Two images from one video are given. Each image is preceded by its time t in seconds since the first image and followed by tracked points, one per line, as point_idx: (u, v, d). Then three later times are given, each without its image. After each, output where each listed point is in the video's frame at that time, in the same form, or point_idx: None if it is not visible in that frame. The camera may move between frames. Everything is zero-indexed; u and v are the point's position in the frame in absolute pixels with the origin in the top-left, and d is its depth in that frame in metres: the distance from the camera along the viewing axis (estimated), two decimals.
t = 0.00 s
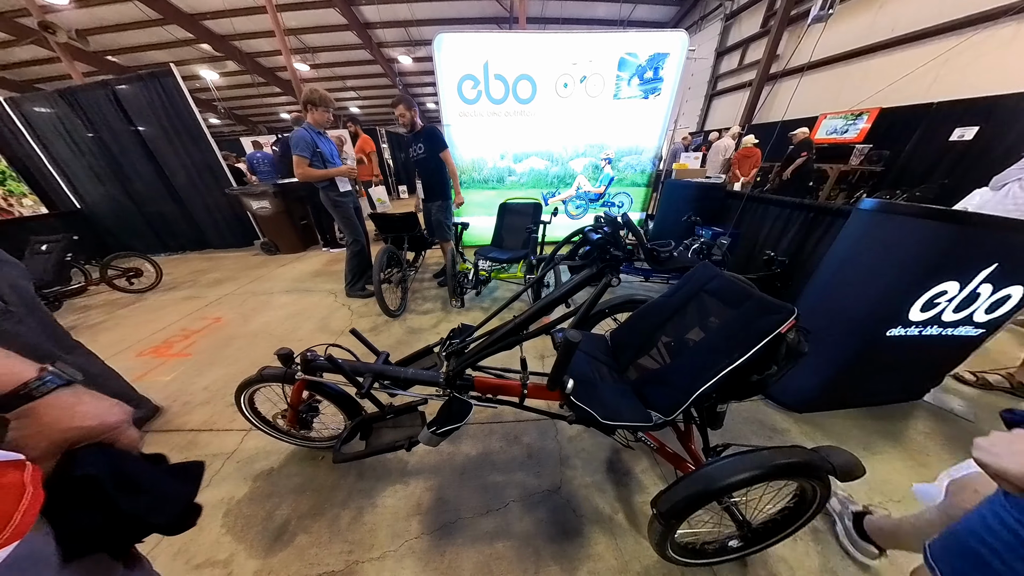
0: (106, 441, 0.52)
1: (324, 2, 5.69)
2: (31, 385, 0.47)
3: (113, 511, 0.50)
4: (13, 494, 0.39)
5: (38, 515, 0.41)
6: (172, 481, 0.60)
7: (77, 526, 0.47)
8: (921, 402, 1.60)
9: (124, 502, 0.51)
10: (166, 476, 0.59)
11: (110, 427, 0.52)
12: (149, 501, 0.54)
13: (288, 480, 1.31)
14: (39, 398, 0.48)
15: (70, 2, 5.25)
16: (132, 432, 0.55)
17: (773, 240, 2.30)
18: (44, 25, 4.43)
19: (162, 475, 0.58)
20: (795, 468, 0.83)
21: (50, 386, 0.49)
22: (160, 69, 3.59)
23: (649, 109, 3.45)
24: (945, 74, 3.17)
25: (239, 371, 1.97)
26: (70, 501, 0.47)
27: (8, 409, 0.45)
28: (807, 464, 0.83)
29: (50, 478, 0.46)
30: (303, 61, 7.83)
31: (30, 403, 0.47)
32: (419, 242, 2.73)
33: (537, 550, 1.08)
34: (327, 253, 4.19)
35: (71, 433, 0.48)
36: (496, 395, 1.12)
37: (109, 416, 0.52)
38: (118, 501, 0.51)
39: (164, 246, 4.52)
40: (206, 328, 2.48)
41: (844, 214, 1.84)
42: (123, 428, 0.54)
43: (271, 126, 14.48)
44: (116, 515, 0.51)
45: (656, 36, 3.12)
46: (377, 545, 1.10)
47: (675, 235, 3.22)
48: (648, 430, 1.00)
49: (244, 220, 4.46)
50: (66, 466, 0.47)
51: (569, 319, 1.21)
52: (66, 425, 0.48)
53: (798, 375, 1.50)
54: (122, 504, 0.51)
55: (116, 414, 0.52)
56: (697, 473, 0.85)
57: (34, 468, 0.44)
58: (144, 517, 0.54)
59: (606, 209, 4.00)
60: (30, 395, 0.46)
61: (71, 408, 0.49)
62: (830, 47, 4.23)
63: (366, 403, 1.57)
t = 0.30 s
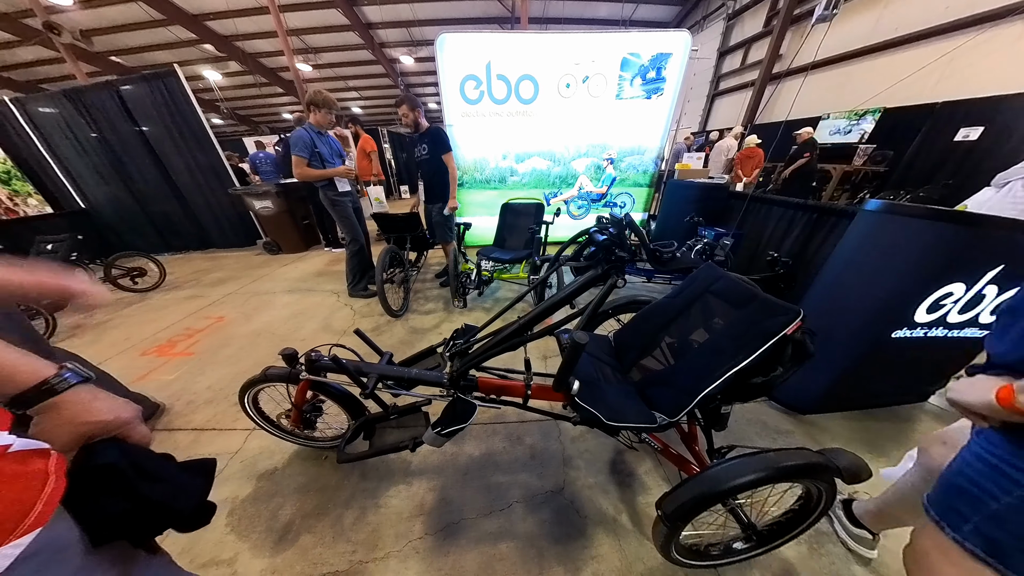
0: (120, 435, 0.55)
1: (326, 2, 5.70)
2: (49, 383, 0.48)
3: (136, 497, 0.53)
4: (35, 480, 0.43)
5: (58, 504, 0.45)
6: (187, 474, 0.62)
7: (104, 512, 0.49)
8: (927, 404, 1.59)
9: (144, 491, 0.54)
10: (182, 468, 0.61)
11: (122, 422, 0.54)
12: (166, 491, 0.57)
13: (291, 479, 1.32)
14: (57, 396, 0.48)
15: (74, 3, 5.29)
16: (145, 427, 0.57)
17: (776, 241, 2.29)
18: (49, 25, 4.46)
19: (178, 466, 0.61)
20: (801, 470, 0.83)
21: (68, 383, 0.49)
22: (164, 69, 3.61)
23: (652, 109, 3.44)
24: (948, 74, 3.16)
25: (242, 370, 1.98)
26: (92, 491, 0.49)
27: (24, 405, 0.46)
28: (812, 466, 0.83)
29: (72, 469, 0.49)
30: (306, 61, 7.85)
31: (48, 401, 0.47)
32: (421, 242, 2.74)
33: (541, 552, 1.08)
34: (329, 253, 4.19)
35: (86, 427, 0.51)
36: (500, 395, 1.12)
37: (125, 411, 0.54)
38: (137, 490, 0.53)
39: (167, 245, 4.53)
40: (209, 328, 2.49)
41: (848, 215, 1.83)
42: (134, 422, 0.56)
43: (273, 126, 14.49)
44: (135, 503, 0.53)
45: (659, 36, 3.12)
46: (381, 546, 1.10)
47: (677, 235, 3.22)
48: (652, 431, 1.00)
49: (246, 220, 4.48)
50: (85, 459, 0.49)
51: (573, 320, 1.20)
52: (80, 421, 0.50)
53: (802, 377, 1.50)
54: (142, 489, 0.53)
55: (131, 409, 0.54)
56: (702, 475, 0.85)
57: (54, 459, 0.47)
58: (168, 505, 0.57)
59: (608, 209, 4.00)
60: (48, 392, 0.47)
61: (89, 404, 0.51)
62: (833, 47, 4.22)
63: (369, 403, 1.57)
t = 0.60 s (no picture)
0: (127, 434, 0.56)
1: (329, 3, 5.71)
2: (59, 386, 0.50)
3: (140, 499, 0.52)
4: (48, 475, 0.42)
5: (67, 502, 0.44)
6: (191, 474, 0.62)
7: (107, 512, 0.49)
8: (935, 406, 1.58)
9: (149, 493, 0.53)
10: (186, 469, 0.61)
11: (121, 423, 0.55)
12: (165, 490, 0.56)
13: (295, 479, 1.32)
14: (72, 391, 0.51)
15: (79, 4, 5.32)
16: (152, 427, 0.58)
17: (780, 241, 2.29)
18: (54, 26, 4.49)
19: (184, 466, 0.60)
20: (809, 474, 0.82)
21: (81, 380, 0.52)
22: (168, 70, 3.63)
23: (655, 109, 3.44)
24: (954, 74, 3.14)
25: (245, 369, 1.98)
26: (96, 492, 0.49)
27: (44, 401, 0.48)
28: (819, 469, 0.83)
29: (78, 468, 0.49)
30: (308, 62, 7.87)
31: (64, 397, 0.50)
32: (424, 242, 2.73)
33: (546, 553, 1.07)
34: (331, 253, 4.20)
35: (95, 425, 0.52)
36: (504, 397, 1.12)
37: (132, 410, 0.55)
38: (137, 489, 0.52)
39: (171, 245, 4.55)
40: (211, 327, 2.50)
41: (853, 216, 1.83)
42: (142, 421, 0.57)
43: (275, 126, 14.50)
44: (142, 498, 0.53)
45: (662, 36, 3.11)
46: (385, 547, 1.10)
47: (680, 236, 3.21)
48: (658, 434, 0.99)
49: (249, 220, 4.49)
50: (92, 457, 0.50)
51: (578, 321, 1.20)
52: (92, 418, 0.52)
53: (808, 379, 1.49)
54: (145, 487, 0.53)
55: (138, 409, 0.55)
56: (709, 478, 0.84)
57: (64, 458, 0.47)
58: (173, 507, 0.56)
59: (611, 210, 3.99)
60: (62, 389, 0.50)
61: (99, 403, 0.53)
62: (837, 46, 4.20)
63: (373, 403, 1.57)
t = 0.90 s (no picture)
0: (127, 432, 0.56)
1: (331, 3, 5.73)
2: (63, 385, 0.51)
3: (147, 489, 0.53)
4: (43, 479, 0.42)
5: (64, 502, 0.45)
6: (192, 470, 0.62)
7: (114, 504, 0.50)
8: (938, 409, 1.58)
9: (154, 484, 0.54)
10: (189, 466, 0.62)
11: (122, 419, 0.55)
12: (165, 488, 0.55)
13: (296, 478, 1.32)
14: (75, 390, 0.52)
15: (84, 5, 5.36)
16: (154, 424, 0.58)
17: (783, 242, 2.28)
18: (59, 27, 4.52)
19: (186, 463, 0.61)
20: (811, 476, 0.82)
21: (83, 379, 0.52)
22: (171, 71, 3.65)
23: (657, 109, 3.43)
24: (958, 73, 3.12)
25: (247, 368, 1.99)
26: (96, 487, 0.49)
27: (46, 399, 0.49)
28: (822, 472, 0.82)
29: (82, 463, 0.50)
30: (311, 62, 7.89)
31: (67, 395, 0.51)
32: (425, 242, 2.74)
33: (546, 554, 1.07)
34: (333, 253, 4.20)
35: (95, 423, 0.53)
36: (505, 396, 1.12)
37: (133, 409, 0.56)
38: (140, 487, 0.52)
39: (174, 245, 4.58)
40: (213, 326, 2.51)
41: (856, 216, 1.82)
42: (142, 420, 0.58)
43: (278, 125, 14.55)
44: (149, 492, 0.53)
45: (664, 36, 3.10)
46: (385, 546, 1.10)
47: (682, 236, 3.20)
48: (659, 434, 0.99)
49: (251, 219, 4.50)
50: (94, 453, 0.51)
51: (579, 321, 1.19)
52: (92, 415, 0.53)
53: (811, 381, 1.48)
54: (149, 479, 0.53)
55: (139, 407, 0.56)
56: (711, 480, 0.84)
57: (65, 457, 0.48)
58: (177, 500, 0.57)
59: (612, 210, 3.98)
60: (59, 390, 0.50)
61: (99, 403, 0.54)
62: (840, 46, 4.18)
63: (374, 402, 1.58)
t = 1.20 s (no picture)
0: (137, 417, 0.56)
1: (333, 4, 5.75)
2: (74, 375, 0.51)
3: (145, 481, 0.52)
4: (44, 477, 0.42)
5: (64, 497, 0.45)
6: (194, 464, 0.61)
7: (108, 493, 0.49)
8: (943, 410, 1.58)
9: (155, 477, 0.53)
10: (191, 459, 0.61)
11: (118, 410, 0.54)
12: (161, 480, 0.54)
13: (297, 476, 1.33)
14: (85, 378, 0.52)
15: (88, 7, 5.40)
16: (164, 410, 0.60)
17: (784, 242, 2.27)
18: (64, 28, 4.56)
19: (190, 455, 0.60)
20: (812, 477, 0.81)
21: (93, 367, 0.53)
22: (175, 71, 3.67)
23: (658, 109, 3.43)
24: (964, 71, 3.10)
25: (249, 367, 2.00)
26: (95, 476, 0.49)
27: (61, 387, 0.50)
28: (824, 473, 0.82)
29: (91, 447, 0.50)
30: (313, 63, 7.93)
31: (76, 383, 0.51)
32: (427, 242, 2.74)
33: (546, 553, 1.08)
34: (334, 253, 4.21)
35: (112, 406, 0.54)
36: (506, 396, 1.12)
37: (143, 396, 0.57)
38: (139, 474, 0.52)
39: (177, 244, 4.60)
40: (216, 325, 2.52)
41: (858, 217, 1.81)
42: (152, 406, 0.59)
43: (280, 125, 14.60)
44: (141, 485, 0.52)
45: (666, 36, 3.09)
46: (386, 544, 1.11)
47: (683, 236, 3.19)
48: (659, 435, 0.99)
49: (254, 219, 4.52)
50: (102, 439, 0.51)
51: (580, 321, 1.19)
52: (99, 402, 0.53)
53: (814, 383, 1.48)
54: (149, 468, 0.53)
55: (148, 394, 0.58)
56: (711, 480, 0.84)
57: (69, 447, 0.49)
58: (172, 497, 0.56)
59: (614, 210, 3.98)
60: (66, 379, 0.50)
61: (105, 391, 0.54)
62: (843, 45, 4.16)
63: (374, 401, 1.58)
